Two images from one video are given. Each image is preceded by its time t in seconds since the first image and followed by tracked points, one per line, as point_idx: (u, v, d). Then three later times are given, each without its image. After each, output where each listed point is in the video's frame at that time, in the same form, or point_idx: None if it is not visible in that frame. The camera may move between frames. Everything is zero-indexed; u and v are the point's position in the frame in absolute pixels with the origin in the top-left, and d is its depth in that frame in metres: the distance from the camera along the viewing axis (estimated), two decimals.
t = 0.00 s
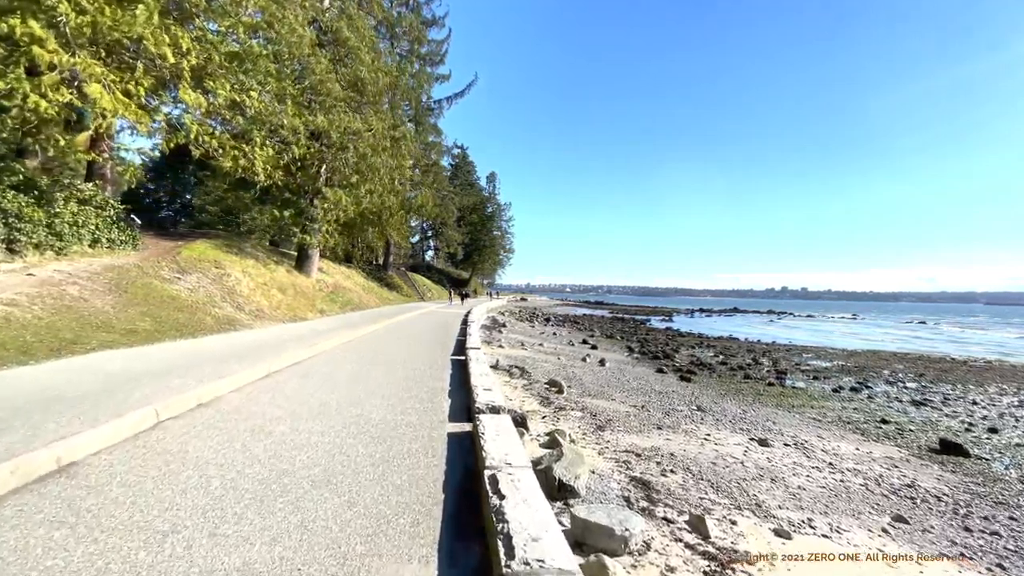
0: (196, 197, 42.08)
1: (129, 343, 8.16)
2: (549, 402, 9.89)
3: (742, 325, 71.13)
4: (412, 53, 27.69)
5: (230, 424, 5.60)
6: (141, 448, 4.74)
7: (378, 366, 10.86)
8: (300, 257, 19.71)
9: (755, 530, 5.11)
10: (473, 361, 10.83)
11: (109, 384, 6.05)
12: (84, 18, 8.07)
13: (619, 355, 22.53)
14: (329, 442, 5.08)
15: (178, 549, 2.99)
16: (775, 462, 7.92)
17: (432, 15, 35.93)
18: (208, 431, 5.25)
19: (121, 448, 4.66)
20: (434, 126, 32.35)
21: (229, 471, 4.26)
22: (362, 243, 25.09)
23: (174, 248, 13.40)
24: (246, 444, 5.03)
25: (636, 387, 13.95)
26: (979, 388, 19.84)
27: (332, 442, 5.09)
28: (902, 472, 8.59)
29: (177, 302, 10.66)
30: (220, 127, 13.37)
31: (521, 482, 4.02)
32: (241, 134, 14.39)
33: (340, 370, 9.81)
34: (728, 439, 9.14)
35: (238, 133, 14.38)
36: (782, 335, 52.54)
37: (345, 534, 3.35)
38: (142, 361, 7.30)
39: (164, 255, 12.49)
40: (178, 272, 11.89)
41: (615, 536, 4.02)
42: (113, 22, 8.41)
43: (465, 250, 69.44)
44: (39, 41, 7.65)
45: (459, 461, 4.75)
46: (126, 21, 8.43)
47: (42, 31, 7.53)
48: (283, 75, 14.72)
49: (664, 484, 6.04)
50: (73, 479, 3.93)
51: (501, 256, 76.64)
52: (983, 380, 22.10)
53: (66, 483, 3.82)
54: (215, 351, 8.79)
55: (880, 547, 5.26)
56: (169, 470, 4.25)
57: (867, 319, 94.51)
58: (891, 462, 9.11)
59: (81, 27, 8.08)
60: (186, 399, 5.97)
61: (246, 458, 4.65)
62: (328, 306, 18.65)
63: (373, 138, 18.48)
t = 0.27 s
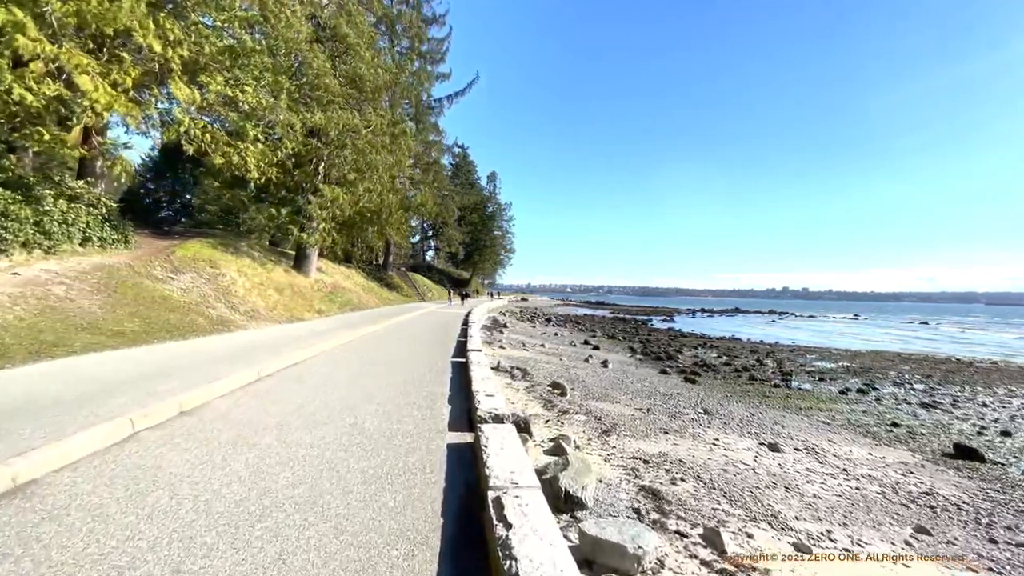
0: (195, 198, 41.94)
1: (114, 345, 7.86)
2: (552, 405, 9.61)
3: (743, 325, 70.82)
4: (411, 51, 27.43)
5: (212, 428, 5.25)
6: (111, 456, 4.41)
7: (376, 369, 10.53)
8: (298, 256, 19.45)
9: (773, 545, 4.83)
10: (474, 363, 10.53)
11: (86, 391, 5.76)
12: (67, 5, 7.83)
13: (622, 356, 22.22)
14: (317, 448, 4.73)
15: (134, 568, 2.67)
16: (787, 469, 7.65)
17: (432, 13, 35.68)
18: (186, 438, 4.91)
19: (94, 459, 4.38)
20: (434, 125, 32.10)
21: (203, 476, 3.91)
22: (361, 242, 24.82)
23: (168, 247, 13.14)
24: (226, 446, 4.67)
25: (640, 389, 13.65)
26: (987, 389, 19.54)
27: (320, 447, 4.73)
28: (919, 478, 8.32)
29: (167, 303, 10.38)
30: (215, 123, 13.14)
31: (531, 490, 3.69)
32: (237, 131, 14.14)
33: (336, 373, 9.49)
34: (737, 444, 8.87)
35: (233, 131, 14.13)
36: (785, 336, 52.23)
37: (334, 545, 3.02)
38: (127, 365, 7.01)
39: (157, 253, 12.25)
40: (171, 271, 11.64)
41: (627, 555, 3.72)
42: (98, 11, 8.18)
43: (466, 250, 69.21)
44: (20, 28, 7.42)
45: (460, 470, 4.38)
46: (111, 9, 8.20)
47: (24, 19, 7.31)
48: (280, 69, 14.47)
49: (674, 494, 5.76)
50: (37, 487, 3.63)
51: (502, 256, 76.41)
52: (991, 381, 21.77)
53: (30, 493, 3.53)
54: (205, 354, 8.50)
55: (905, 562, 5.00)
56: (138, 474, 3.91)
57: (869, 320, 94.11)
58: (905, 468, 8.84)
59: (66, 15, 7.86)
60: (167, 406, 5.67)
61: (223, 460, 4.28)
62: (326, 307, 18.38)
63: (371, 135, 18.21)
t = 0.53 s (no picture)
0: (196, 197, 41.86)
1: (99, 349, 7.58)
2: (557, 410, 9.30)
3: (745, 325, 70.47)
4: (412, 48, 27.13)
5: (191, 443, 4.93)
6: (81, 474, 4.11)
7: (374, 374, 10.21)
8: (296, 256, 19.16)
9: (796, 564, 4.52)
10: (476, 367, 10.19)
11: (60, 401, 5.47)
12: None
13: (625, 357, 21.89)
14: (306, 468, 4.40)
15: None
16: (803, 478, 7.35)
17: (433, 11, 35.41)
18: (162, 455, 4.59)
19: (64, 476, 4.08)
20: (435, 123, 31.81)
21: (174, 502, 3.59)
22: (361, 242, 24.52)
23: (161, 246, 12.87)
24: (204, 465, 4.35)
25: (646, 392, 13.34)
26: (998, 392, 19.18)
27: (309, 468, 4.40)
28: (938, 487, 8.00)
29: (159, 304, 10.14)
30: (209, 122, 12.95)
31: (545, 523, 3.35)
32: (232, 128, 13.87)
33: (332, 378, 9.18)
34: (749, 451, 8.57)
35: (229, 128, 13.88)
36: (788, 336, 51.84)
37: None
38: (110, 371, 6.74)
39: (150, 253, 12.00)
40: (163, 271, 11.38)
41: None
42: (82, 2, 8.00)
43: (466, 250, 68.96)
44: None
45: (466, 495, 4.04)
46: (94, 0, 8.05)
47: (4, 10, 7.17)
48: (276, 64, 14.20)
49: (688, 507, 5.45)
50: None
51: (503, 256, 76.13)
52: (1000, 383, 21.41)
53: None
54: (195, 358, 8.21)
55: None
56: (106, 500, 3.59)
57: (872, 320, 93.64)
58: (923, 476, 8.52)
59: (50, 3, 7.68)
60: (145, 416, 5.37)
61: (200, 483, 3.95)
62: (324, 307, 18.09)
63: (371, 133, 17.91)
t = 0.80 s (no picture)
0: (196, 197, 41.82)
1: (84, 351, 7.32)
2: (562, 413, 9.00)
3: (748, 326, 70.08)
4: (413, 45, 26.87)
5: (171, 458, 4.63)
6: (50, 492, 3.83)
7: (374, 376, 9.92)
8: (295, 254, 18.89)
9: None
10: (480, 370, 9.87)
11: (37, 410, 5.21)
12: None
13: (629, 358, 21.59)
14: (296, 486, 4.10)
15: None
16: (821, 485, 7.06)
17: (434, 8, 35.17)
18: (135, 472, 4.26)
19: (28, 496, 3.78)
20: (436, 122, 31.54)
21: (143, 529, 3.31)
22: (361, 241, 24.25)
23: (155, 245, 12.62)
24: (184, 485, 4.06)
25: (652, 394, 13.05)
26: (1010, 394, 18.81)
27: (299, 486, 4.10)
28: (960, 494, 7.69)
29: (150, 304, 9.93)
30: (203, 117, 12.80)
31: (568, 557, 3.06)
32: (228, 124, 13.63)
33: (331, 381, 8.91)
34: (762, 456, 8.28)
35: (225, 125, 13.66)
36: (791, 337, 51.46)
37: None
38: (103, 375, 6.57)
39: (143, 251, 11.79)
40: (156, 271, 11.17)
41: None
42: None
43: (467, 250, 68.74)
44: None
45: (471, 516, 3.76)
46: None
47: None
48: (274, 60, 13.98)
49: (705, 519, 5.16)
50: None
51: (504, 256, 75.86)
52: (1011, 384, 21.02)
53: None
54: (187, 361, 7.96)
55: None
56: (70, 525, 3.30)
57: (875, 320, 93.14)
58: (943, 482, 8.23)
59: None
60: (123, 427, 5.07)
61: (177, 506, 3.65)
62: (323, 307, 17.81)
63: (370, 130, 17.63)
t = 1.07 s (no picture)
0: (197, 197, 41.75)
1: (63, 356, 7.08)
2: (567, 418, 8.70)
3: (751, 326, 69.62)
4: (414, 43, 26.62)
5: (143, 474, 4.37)
6: None
7: (372, 379, 9.63)
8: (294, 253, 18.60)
9: None
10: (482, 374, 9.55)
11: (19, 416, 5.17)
12: None
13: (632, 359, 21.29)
14: (274, 513, 3.78)
15: None
16: (839, 495, 6.76)
17: (436, 6, 34.91)
18: (96, 495, 3.93)
19: None
20: (437, 120, 31.27)
21: (100, 561, 3.01)
22: (360, 241, 23.97)
23: (148, 244, 12.42)
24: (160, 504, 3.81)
25: (658, 397, 12.74)
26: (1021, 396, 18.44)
27: (278, 513, 3.78)
28: (983, 503, 7.39)
29: (140, 305, 9.71)
30: (197, 113, 12.56)
31: None
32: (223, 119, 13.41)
33: (326, 385, 8.62)
34: (775, 462, 7.99)
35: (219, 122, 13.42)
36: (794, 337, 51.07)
37: None
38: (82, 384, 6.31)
39: (135, 250, 11.57)
40: (148, 270, 10.96)
41: None
42: None
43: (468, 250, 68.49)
44: None
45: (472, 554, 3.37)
46: None
47: None
48: (271, 56, 13.72)
49: (721, 534, 4.85)
50: None
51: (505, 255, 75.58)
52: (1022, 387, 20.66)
53: None
54: (174, 367, 7.69)
55: None
56: (10, 563, 2.97)
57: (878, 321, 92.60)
58: (963, 490, 7.92)
59: None
60: (91, 441, 4.80)
61: (137, 538, 3.30)
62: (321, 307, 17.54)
63: (370, 128, 17.35)
